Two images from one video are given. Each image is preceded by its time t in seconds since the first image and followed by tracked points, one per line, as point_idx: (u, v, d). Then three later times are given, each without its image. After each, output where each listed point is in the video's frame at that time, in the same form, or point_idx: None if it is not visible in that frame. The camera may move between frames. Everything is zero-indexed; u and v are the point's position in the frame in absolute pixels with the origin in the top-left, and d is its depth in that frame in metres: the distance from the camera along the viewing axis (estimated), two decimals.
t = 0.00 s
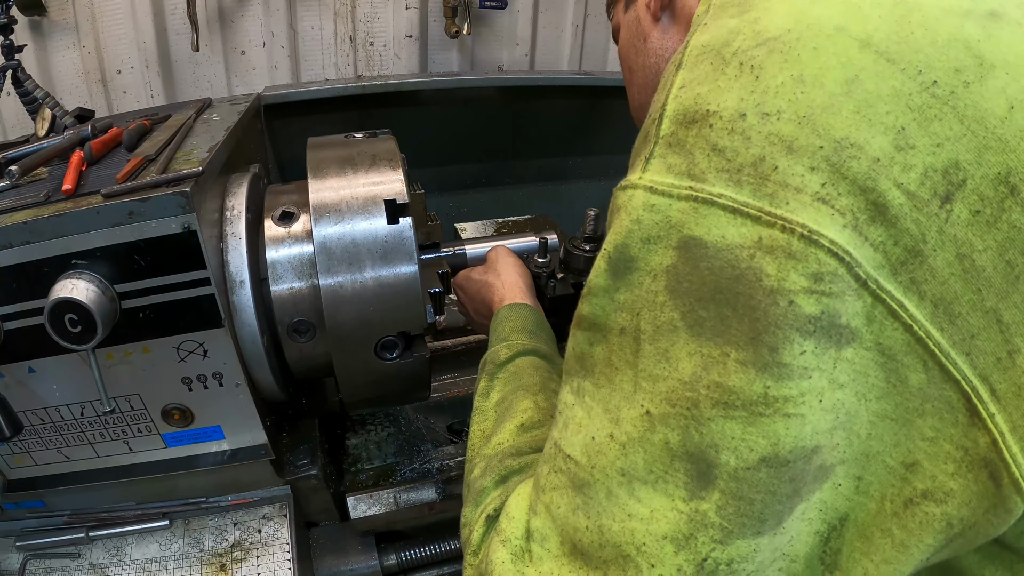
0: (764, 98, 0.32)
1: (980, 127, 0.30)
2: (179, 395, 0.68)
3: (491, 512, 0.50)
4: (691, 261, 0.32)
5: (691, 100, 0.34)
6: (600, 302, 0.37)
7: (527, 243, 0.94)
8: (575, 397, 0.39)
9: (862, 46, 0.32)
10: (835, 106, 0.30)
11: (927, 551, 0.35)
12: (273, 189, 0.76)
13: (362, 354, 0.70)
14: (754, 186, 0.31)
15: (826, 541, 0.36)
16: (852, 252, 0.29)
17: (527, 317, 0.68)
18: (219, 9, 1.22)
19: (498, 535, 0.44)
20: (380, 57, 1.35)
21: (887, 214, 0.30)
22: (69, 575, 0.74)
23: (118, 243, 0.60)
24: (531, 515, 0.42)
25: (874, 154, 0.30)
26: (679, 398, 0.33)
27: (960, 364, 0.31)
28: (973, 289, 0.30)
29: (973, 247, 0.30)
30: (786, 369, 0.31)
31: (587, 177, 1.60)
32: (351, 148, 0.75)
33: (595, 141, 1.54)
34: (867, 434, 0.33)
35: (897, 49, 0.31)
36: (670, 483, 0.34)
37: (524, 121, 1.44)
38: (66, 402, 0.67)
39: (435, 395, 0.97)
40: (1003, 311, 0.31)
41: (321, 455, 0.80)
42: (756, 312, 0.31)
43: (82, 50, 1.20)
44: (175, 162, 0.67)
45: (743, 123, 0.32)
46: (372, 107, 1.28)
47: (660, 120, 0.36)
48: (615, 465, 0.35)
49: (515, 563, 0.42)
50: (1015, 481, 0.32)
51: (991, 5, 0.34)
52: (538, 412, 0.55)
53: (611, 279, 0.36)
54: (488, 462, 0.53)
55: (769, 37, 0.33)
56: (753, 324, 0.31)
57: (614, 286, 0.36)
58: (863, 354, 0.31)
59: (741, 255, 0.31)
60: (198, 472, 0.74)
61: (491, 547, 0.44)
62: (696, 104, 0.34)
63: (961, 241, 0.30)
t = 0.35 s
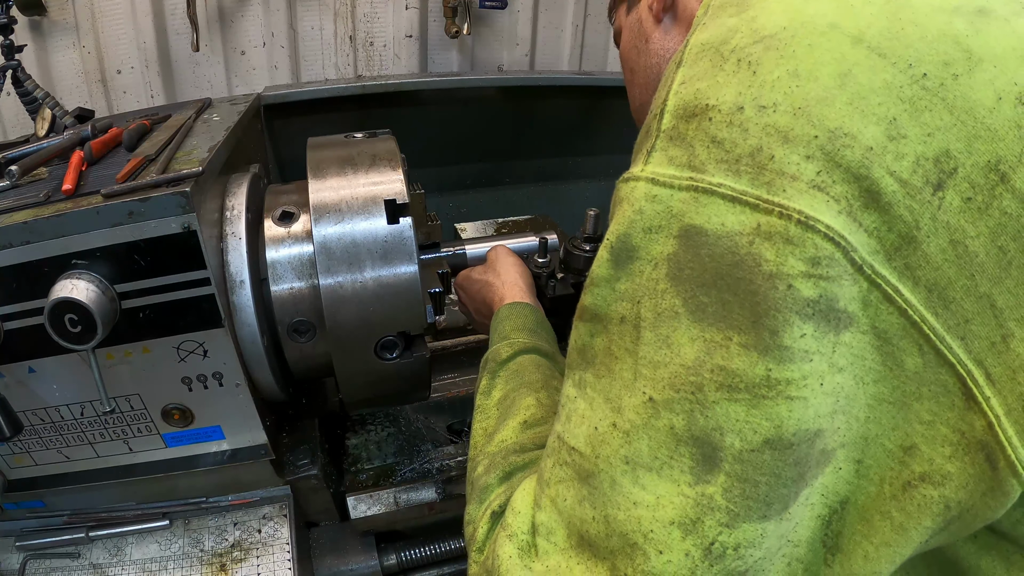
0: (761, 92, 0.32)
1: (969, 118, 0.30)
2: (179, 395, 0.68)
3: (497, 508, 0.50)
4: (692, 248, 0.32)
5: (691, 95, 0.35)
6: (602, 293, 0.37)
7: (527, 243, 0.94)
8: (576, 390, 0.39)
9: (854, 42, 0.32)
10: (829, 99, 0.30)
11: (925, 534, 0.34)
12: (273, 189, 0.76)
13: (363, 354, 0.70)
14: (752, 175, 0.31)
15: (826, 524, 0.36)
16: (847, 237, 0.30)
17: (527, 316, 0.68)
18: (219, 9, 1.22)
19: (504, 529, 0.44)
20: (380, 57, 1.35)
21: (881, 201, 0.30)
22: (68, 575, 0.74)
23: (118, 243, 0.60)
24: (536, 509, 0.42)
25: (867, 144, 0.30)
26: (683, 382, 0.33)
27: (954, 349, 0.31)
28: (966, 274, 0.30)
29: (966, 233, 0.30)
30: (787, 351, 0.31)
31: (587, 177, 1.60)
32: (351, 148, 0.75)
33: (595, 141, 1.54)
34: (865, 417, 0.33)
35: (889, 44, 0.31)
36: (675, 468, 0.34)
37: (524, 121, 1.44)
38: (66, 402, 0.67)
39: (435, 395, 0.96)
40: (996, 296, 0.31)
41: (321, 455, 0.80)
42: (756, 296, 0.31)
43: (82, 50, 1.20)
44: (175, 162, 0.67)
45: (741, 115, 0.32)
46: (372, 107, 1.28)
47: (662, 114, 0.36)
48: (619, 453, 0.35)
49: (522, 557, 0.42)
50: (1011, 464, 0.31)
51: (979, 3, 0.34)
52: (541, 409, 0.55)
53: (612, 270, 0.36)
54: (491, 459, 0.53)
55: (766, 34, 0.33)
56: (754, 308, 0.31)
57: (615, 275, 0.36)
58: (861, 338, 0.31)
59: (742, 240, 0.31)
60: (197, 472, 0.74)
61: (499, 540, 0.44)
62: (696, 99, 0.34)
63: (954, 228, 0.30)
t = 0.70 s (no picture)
0: (756, 93, 0.32)
1: (965, 118, 0.30)
2: (179, 395, 0.68)
3: (494, 508, 0.50)
4: (687, 250, 0.32)
5: (686, 96, 0.35)
6: (598, 293, 0.37)
7: (527, 243, 0.94)
8: (573, 390, 0.39)
9: (848, 42, 0.32)
10: (824, 99, 0.30)
11: (923, 537, 0.35)
12: (273, 189, 0.76)
13: (363, 354, 0.70)
14: (748, 176, 0.31)
15: (823, 527, 0.36)
16: (841, 238, 0.29)
17: (525, 315, 0.68)
18: (219, 9, 1.22)
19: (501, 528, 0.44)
20: (380, 57, 1.35)
21: (876, 203, 0.30)
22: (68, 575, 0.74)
23: (118, 243, 0.60)
24: (532, 508, 0.42)
25: (862, 144, 0.30)
26: (678, 383, 0.33)
27: (951, 350, 0.31)
28: (963, 275, 0.30)
29: (962, 234, 0.30)
30: (781, 353, 0.31)
31: (587, 177, 1.60)
32: (350, 148, 0.75)
33: (595, 141, 1.54)
34: (862, 419, 0.33)
35: (884, 44, 0.31)
36: (670, 469, 0.34)
37: (524, 121, 1.44)
38: (66, 402, 0.67)
39: (435, 395, 0.97)
40: (992, 296, 0.31)
41: (321, 455, 0.80)
42: (751, 297, 0.31)
43: (82, 50, 1.20)
44: (175, 162, 0.67)
45: (736, 117, 0.32)
46: (373, 107, 1.28)
47: (657, 115, 0.36)
48: (615, 453, 0.35)
49: (519, 556, 0.42)
50: (1008, 464, 0.31)
51: (974, 2, 0.34)
52: (538, 408, 0.55)
53: (608, 271, 0.36)
54: (489, 458, 0.53)
55: (762, 34, 0.33)
56: (748, 309, 0.31)
57: (612, 276, 0.36)
58: (856, 339, 0.31)
59: (736, 242, 0.31)
60: (197, 473, 0.74)
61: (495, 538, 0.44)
62: (692, 100, 0.34)
63: (950, 228, 0.30)
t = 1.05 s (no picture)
0: (784, 98, 0.32)
1: (999, 131, 0.30)
2: (179, 395, 0.68)
3: (498, 508, 0.49)
4: (710, 262, 0.32)
5: (709, 98, 0.34)
6: (616, 300, 0.37)
7: (527, 243, 0.94)
8: (586, 393, 0.39)
9: (880, 47, 0.31)
10: (854, 107, 0.30)
11: (939, 556, 0.35)
12: (273, 189, 0.76)
13: (363, 354, 0.70)
14: (774, 187, 0.31)
15: (836, 544, 0.36)
16: (870, 255, 0.29)
17: (527, 314, 0.69)
18: (219, 9, 1.22)
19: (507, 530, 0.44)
20: (380, 57, 1.35)
21: (906, 218, 0.29)
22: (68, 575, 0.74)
23: (118, 243, 0.60)
24: (540, 510, 0.42)
25: (892, 157, 0.29)
26: (695, 398, 0.33)
27: (975, 369, 0.31)
28: (990, 293, 0.30)
29: (991, 251, 0.30)
30: (802, 372, 0.31)
31: (587, 177, 1.60)
32: (350, 148, 0.75)
33: (595, 141, 1.54)
34: (881, 437, 0.33)
35: (916, 50, 0.31)
36: (684, 482, 0.34)
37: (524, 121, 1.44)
38: (66, 402, 0.67)
39: (435, 395, 0.97)
40: (1019, 316, 0.31)
41: (321, 454, 0.80)
42: (774, 314, 0.31)
43: (82, 50, 1.20)
44: (175, 162, 0.67)
45: (762, 123, 0.32)
46: (372, 107, 1.28)
47: (678, 118, 0.35)
48: (629, 463, 0.36)
49: (525, 560, 0.42)
50: None
51: (1006, 7, 0.34)
52: (540, 408, 0.55)
53: (627, 277, 0.36)
54: (492, 459, 0.53)
55: (788, 35, 0.33)
56: (771, 326, 0.31)
57: (630, 284, 0.36)
58: (880, 358, 0.31)
59: (760, 257, 0.31)
60: (197, 472, 0.74)
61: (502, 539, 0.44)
62: (715, 103, 0.34)
63: (979, 246, 0.30)
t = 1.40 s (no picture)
0: (860, 106, 0.30)
1: None
2: (179, 395, 0.68)
3: (498, 508, 0.50)
4: (763, 289, 0.31)
5: (771, 95, 0.32)
6: (651, 312, 0.36)
7: (527, 243, 0.93)
8: (610, 404, 0.39)
9: (973, 56, 0.30)
10: (940, 125, 0.29)
11: None
12: (273, 189, 0.76)
13: (363, 354, 0.70)
14: (843, 212, 0.30)
15: None
16: (946, 299, 0.29)
17: (526, 312, 0.69)
18: (219, 9, 1.22)
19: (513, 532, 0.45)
20: (380, 57, 1.35)
21: (991, 258, 0.29)
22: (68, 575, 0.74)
23: (118, 243, 0.60)
24: (552, 519, 0.43)
25: (979, 189, 0.29)
26: (733, 433, 0.33)
27: None
28: None
29: None
30: (854, 421, 0.30)
31: (587, 177, 1.60)
32: (350, 148, 0.75)
33: (595, 141, 1.54)
34: (930, 488, 0.33)
35: (1012, 62, 0.30)
36: (713, 516, 0.34)
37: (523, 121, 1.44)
38: (66, 402, 0.67)
39: (435, 395, 0.96)
40: None
41: (321, 455, 0.80)
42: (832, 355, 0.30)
43: (82, 50, 1.20)
44: (175, 162, 0.67)
45: (833, 132, 0.30)
46: (372, 107, 1.28)
47: (731, 115, 0.33)
48: (654, 490, 0.36)
49: (532, 567, 0.42)
50: None
51: None
52: (540, 406, 0.55)
53: (666, 292, 0.35)
54: (493, 458, 0.54)
55: (865, 29, 0.31)
56: (826, 367, 0.30)
57: (670, 299, 0.35)
58: (944, 410, 0.31)
59: (820, 294, 0.30)
60: (197, 473, 0.74)
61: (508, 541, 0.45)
62: (778, 102, 0.32)
63: None
